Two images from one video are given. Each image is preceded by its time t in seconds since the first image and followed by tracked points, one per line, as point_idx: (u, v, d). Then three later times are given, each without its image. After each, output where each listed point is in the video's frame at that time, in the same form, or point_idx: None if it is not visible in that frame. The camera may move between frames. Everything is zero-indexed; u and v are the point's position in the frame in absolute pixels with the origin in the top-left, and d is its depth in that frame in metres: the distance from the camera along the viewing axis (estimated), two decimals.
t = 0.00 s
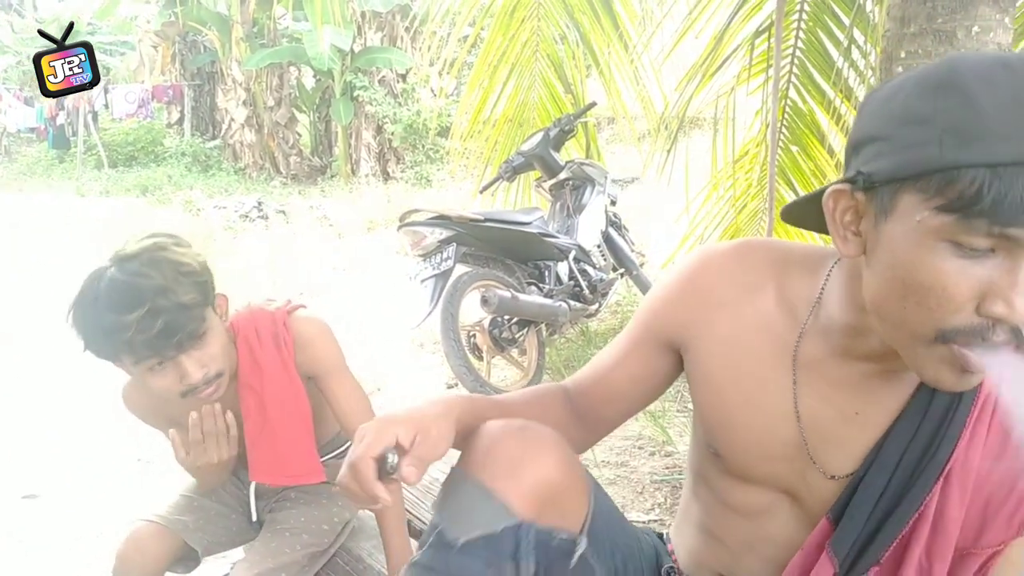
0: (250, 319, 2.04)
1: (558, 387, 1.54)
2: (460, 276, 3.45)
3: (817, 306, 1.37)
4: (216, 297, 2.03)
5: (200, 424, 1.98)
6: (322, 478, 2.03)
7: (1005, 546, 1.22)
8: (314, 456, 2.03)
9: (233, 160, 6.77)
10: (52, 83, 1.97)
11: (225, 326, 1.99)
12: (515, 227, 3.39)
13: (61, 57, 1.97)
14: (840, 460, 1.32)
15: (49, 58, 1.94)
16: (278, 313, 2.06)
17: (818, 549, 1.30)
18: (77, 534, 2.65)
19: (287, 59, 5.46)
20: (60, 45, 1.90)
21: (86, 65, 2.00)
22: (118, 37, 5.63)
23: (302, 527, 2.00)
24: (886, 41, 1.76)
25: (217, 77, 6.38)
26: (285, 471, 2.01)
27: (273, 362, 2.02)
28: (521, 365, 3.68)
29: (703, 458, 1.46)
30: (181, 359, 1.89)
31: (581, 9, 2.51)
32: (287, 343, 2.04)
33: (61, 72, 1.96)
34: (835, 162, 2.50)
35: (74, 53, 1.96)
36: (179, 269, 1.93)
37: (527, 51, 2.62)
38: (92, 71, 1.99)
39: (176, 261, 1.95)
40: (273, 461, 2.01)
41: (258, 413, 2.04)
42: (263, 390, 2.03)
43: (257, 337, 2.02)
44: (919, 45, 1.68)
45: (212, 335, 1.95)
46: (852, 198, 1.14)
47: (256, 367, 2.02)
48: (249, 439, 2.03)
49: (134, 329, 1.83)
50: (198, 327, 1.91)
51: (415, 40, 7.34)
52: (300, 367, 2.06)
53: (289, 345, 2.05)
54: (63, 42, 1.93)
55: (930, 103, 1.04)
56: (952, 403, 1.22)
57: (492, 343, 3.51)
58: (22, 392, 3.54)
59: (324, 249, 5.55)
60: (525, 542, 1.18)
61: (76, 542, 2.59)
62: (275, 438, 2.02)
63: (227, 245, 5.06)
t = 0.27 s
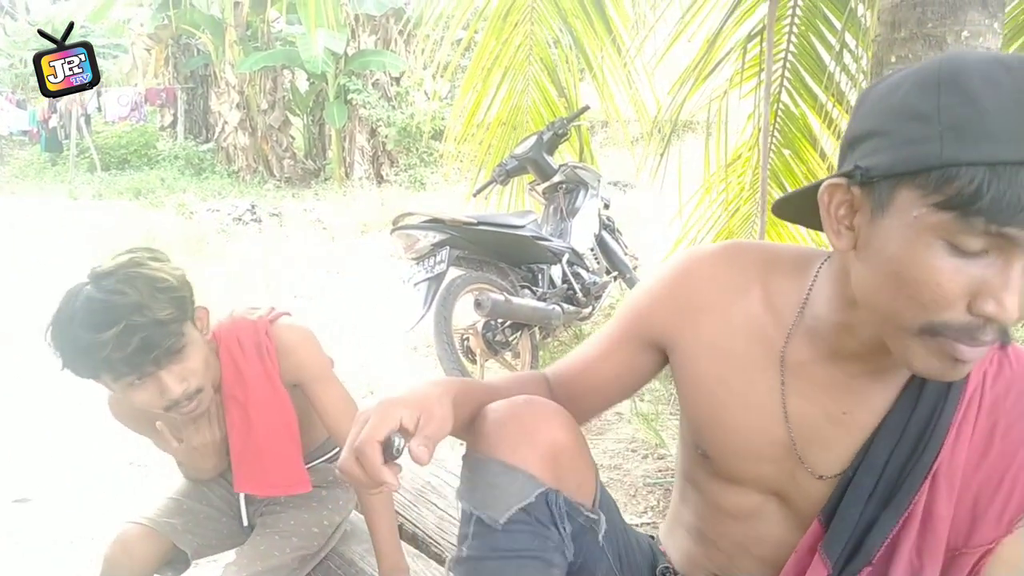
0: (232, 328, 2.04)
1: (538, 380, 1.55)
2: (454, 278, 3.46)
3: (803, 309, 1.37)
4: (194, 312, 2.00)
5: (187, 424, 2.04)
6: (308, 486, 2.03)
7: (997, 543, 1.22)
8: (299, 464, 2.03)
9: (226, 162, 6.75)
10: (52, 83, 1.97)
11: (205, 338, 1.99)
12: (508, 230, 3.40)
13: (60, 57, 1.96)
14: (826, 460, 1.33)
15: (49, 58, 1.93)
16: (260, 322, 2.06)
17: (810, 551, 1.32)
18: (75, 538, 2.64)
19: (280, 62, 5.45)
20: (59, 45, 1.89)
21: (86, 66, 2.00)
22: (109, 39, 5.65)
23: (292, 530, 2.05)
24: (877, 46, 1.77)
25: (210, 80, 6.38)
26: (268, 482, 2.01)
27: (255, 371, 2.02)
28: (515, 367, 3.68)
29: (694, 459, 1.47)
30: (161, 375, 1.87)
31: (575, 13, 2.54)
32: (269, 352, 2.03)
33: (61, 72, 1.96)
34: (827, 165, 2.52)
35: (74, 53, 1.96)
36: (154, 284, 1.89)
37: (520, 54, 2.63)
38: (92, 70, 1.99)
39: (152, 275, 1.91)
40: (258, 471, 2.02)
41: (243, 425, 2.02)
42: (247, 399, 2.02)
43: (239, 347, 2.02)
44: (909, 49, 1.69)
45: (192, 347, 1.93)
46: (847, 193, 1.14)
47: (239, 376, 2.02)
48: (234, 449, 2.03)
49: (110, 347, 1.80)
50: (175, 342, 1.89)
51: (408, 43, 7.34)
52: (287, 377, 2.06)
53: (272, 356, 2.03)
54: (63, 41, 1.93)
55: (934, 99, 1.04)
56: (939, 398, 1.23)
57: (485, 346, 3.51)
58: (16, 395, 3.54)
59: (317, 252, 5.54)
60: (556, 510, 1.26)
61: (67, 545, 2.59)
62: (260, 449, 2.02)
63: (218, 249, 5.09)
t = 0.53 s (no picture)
0: (220, 334, 2.21)
1: (514, 359, 1.60)
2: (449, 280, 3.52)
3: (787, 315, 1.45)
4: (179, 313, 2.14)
5: (184, 432, 2.19)
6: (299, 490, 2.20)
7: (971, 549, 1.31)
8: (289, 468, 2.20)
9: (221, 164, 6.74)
10: (52, 82, 1.98)
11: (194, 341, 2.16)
12: (502, 232, 3.43)
13: (61, 55, 1.97)
14: (809, 465, 1.43)
15: (49, 58, 1.94)
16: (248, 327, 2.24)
17: (791, 558, 1.42)
18: (71, 539, 2.65)
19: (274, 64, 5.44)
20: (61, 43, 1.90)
21: (86, 64, 2.00)
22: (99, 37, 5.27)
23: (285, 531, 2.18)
24: (870, 49, 1.78)
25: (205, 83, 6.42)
26: (261, 488, 2.17)
27: (245, 376, 2.20)
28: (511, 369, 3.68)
29: (679, 460, 1.56)
30: (145, 372, 1.99)
31: (569, 16, 2.49)
32: (257, 356, 2.22)
33: (61, 71, 1.96)
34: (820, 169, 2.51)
35: (74, 52, 1.96)
36: (136, 286, 2.03)
37: (515, 56, 2.60)
38: (93, 68, 1.99)
39: (135, 279, 2.05)
40: (249, 477, 2.17)
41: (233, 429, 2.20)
42: (236, 405, 2.19)
43: (225, 353, 2.20)
44: (901, 52, 1.69)
45: (176, 347, 2.05)
46: (826, 183, 1.23)
47: (226, 383, 2.19)
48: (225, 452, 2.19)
49: (93, 346, 1.92)
50: (158, 341, 2.00)
51: (404, 45, 7.32)
52: (277, 380, 2.24)
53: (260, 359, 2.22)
54: (63, 41, 1.94)
55: (916, 105, 1.10)
56: (921, 408, 1.31)
57: (480, 349, 3.50)
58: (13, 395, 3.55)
59: (313, 255, 5.55)
60: (504, 536, 1.25)
61: (63, 546, 2.61)
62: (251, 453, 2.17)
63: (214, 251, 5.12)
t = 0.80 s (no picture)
0: (215, 335, 2.21)
1: (484, 352, 1.61)
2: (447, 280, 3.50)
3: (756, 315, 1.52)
4: (171, 312, 2.14)
5: (179, 438, 2.18)
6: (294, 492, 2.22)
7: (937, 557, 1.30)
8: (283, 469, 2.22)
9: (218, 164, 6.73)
10: (53, 83, 1.98)
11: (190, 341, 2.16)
12: (500, 232, 3.44)
13: (61, 57, 1.98)
14: (776, 466, 1.47)
15: (49, 58, 1.94)
16: (242, 329, 2.25)
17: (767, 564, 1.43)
18: (68, 538, 2.67)
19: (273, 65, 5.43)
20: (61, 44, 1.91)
21: (86, 65, 2.00)
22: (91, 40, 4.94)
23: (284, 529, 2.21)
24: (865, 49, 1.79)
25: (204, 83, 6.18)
26: (256, 490, 2.19)
27: (239, 375, 2.21)
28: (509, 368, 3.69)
29: (654, 458, 1.62)
30: (138, 368, 1.98)
31: (568, 17, 2.48)
32: (251, 357, 2.23)
33: (62, 72, 1.97)
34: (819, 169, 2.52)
35: (74, 52, 1.97)
36: (129, 281, 2.02)
37: (513, 57, 2.57)
38: (93, 69, 2.00)
39: (127, 274, 2.04)
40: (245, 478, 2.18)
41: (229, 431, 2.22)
42: (232, 406, 2.21)
43: (220, 352, 2.20)
44: (897, 52, 1.71)
45: (171, 343, 2.06)
46: (800, 170, 1.28)
47: (221, 384, 2.20)
48: (220, 458, 2.20)
49: (86, 341, 1.91)
50: (151, 336, 2.00)
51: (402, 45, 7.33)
52: (271, 380, 2.27)
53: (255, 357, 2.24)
54: (64, 41, 1.94)
55: (882, 86, 1.18)
56: (890, 405, 1.35)
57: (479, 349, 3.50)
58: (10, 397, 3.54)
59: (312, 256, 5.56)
60: (463, 545, 1.34)
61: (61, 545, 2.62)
62: (248, 453, 2.19)
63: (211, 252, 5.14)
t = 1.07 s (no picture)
0: (220, 328, 2.39)
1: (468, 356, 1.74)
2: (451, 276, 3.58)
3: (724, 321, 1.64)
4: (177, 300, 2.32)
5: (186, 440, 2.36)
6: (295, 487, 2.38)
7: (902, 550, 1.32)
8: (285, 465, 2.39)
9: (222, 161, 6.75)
10: (53, 82, 2.02)
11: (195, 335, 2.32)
12: (504, 229, 3.48)
13: (61, 57, 2.02)
14: (748, 465, 1.59)
15: (49, 58, 1.98)
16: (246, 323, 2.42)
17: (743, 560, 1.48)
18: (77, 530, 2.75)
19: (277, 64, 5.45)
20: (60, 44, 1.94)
21: (85, 64, 2.05)
22: None
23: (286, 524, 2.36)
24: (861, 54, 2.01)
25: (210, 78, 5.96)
26: (259, 485, 2.36)
27: (248, 373, 2.40)
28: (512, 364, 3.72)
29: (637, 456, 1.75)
30: (138, 347, 2.17)
31: (571, 14, 2.49)
32: (257, 353, 2.40)
33: (62, 73, 2.01)
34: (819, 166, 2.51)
35: (74, 53, 2.00)
36: (130, 265, 2.20)
37: (515, 52, 2.61)
38: (92, 69, 2.03)
39: (127, 259, 2.22)
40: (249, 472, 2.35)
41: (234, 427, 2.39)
42: (239, 402, 2.39)
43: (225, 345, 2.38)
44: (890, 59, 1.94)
45: (171, 326, 2.24)
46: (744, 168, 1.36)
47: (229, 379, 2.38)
48: (224, 453, 2.37)
49: (87, 320, 2.09)
50: (151, 317, 2.20)
51: (406, 41, 7.32)
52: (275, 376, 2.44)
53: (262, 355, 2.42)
54: (64, 42, 1.98)
55: (825, 81, 1.27)
56: (860, 393, 1.41)
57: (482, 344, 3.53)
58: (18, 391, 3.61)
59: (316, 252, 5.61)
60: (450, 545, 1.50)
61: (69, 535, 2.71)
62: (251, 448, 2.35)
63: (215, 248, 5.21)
